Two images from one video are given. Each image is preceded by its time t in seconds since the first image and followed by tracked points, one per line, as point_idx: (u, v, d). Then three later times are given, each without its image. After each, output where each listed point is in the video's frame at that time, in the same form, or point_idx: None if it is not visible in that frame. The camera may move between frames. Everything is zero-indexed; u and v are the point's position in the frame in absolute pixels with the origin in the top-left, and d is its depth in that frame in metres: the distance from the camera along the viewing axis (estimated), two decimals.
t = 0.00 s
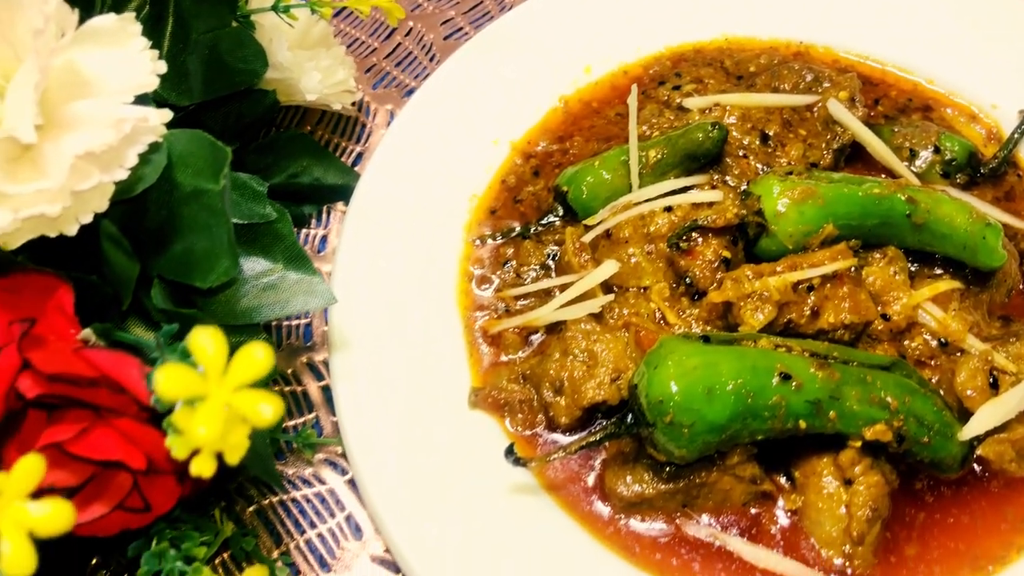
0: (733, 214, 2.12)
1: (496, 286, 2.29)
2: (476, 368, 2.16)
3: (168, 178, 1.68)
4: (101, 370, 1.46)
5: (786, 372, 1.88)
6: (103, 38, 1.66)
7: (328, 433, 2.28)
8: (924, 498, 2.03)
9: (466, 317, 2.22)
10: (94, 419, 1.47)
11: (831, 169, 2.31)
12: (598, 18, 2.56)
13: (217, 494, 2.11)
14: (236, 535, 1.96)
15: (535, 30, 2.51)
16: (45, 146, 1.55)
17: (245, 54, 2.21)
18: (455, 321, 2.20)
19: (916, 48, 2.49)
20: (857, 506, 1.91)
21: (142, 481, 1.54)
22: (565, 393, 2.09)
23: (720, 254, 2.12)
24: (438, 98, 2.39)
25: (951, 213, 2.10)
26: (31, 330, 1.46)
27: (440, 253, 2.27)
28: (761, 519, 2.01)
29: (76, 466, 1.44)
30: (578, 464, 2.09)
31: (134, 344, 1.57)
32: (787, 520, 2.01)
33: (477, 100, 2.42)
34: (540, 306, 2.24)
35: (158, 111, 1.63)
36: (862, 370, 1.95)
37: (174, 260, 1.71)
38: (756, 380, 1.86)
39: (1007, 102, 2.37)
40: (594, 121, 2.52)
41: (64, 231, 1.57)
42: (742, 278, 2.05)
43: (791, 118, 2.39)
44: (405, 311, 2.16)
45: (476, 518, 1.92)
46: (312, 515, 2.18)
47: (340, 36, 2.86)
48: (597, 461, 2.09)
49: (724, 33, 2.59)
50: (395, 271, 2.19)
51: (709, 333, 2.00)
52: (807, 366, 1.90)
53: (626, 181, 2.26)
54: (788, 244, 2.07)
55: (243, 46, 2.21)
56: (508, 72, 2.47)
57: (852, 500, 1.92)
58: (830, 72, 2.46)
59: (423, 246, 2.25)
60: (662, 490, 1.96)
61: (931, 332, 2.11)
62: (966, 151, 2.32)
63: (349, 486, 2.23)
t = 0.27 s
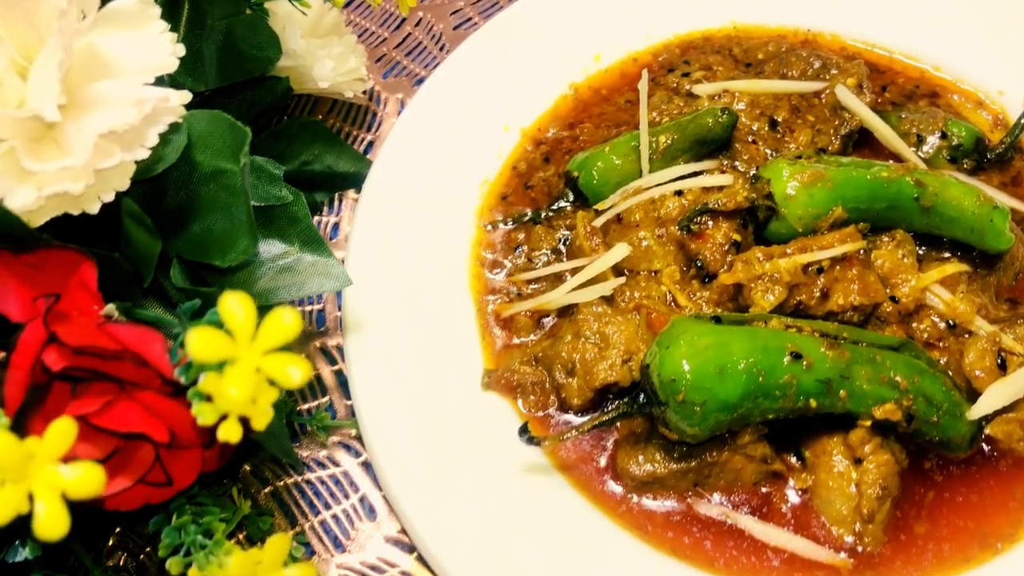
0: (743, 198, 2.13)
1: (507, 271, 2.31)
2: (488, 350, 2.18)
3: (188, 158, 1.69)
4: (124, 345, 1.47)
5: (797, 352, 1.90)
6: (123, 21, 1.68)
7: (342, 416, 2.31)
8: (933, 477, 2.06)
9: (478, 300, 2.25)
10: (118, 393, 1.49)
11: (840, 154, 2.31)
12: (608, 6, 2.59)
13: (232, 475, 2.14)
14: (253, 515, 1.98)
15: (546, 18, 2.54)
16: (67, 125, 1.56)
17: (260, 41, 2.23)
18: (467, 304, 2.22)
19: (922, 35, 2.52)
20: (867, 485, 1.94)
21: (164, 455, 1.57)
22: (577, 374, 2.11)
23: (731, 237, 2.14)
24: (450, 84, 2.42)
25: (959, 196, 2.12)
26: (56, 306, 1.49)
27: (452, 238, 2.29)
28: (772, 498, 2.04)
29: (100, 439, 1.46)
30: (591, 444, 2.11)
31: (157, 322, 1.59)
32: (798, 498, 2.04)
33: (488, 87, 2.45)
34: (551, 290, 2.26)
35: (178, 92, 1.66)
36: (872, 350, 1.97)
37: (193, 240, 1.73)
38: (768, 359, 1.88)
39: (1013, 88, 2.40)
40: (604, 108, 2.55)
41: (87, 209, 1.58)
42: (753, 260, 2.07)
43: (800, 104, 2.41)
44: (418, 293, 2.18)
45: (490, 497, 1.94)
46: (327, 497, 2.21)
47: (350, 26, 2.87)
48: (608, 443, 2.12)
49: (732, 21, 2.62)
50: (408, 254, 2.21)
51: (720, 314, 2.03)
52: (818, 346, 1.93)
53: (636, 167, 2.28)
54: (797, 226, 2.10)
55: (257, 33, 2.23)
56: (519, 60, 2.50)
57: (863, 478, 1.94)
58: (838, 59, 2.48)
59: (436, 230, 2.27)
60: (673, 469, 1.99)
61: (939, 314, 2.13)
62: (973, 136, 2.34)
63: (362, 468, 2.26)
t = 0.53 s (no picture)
0: (743, 183, 2.17)
1: (510, 258, 2.34)
2: (491, 335, 2.21)
3: (198, 143, 1.74)
4: (136, 323, 1.51)
5: (796, 334, 1.93)
6: (134, 10, 1.71)
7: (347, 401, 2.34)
8: (930, 458, 2.10)
9: (482, 286, 2.28)
10: (131, 370, 1.52)
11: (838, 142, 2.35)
12: None
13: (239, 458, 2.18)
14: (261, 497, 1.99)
15: (549, 9, 2.57)
16: (80, 111, 1.59)
17: (266, 32, 2.26)
18: (471, 290, 2.25)
19: (920, 26, 2.55)
20: (865, 465, 1.97)
21: (175, 432, 1.60)
22: (579, 357, 2.14)
23: (731, 223, 2.18)
24: (453, 75, 2.45)
25: (956, 182, 2.16)
26: (70, 285, 1.51)
27: (456, 225, 2.32)
28: (771, 479, 2.08)
29: (113, 415, 1.49)
30: (593, 427, 2.14)
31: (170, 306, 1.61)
32: (798, 479, 2.07)
33: (491, 77, 2.48)
34: (554, 276, 2.29)
35: (188, 79, 1.70)
36: (869, 332, 2.01)
37: (203, 223, 1.76)
38: (767, 341, 1.91)
39: (1009, 78, 2.43)
40: (606, 98, 2.58)
41: (99, 191, 1.61)
42: (753, 245, 2.11)
43: (799, 93, 2.44)
44: (423, 280, 2.21)
45: (494, 479, 1.98)
46: (333, 480, 2.24)
47: (355, 19, 2.90)
48: (611, 426, 2.14)
49: (732, 12, 2.66)
50: (413, 242, 2.24)
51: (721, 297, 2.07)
52: (816, 328, 1.96)
53: (638, 155, 2.31)
54: (796, 212, 2.13)
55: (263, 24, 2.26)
56: (522, 50, 2.53)
57: (861, 459, 1.98)
58: (837, 49, 2.52)
59: (440, 218, 2.31)
60: (674, 451, 2.02)
61: (936, 299, 2.17)
62: (970, 125, 2.36)
63: (368, 452, 2.29)
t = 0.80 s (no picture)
0: (748, 171, 2.20)
1: (517, 247, 2.38)
2: (499, 323, 2.24)
3: (213, 130, 1.78)
4: (154, 305, 1.54)
5: (800, 319, 1.96)
6: None
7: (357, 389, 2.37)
8: (932, 442, 2.13)
9: (489, 275, 2.31)
10: (148, 351, 1.55)
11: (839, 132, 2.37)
12: None
13: (250, 444, 2.19)
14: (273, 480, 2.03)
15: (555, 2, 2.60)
16: (97, 98, 1.62)
17: (275, 23, 2.29)
18: (478, 278, 2.28)
19: (921, 18, 2.58)
20: (868, 449, 2.01)
21: (192, 413, 1.62)
22: (586, 343, 2.17)
23: (735, 211, 2.22)
24: (461, 66, 2.47)
25: (957, 170, 2.18)
26: (89, 269, 1.54)
27: (464, 215, 2.35)
28: (776, 463, 2.11)
29: (132, 395, 1.52)
30: (600, 412, 2.17)
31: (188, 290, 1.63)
32: (802, 463, 2.11)
33: (497, 69, 2.51)
34: (560, 264, 2.32)
35: (203, 67, 1.72)
36: (872, 317, 2.04)
37: (217, 209, 1.79)
38: (772, 326, 1.94)
39: (1009, 69, 2.46)
40: (610, 90, 2.61)
41: (116, 177, 1.64)
42: (757, 233, 2.14)
43: (801, 84, 2.47)
44: (431, 268, 2.24)
45: (503, 463, 2.00)
46: (343, 466, 2.28)
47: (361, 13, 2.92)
48: (617, 411, 2.18)
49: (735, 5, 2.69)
50: (421, 231, 2.27)
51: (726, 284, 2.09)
52: (820, 313, 1.99)
53: (643, 145, 2.34)
54: (799, 200, 2.17)
55: (273, 16, 2.28)
56: (527, 43, 2.56)
57: (864, 443, 2.01)
58: (839, 41, 2.55)
59: (448, 207, 2.33)
60: (680, 435, 2.05)
61: (938, 286, 2.20)
62: (970, 115, 2.39)
63: (377, 439, 2.32)
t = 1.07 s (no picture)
0: (746, 160, 2.23)
1: (517, 236, 2.40)
2: (500, 310, 2.26)
3: (218, 116, 1.79)
4: (160, 286, 1.56)
5: (798, 303, 1.98)
6: None
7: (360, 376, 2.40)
8: (930, 426, 2.16)
9: (491, 263, 2.32)
10: (155, 332, 1.57)
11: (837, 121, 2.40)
12: None
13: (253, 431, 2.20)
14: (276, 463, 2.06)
15: None
16: (104, 83, 1.64)
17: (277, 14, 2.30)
18: (480, 266, 2.30)
19: (917, 9, 2.62)
20: (867, 432, 2.03)
21: (198, 395, 1.64)
22: (586, 329, 2.19)
23: (734, 199, 2.25)
24: (462, 57, 2.49)
25: (953, 157, 2.20)
26: (95, 251, 1.57)
27: (465, 203, 2.37)
28: (775, 447, 2.14)
29: (138, 374, 1.55)
30: (600, 397, 2.20)
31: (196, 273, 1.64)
32: (801, 446, 2.14)
33: (498, 60, 2.53)
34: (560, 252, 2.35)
35: (209, 53, 1.73)
36: (869, 302, 2.06)
37: (223, 195, 1.82)
38: (771, 310, 1.96)
39: (1005, 58, 2.49)
40: (610, 80, 2.64)
41: (123, 161, 1.66)
42: (756, 219, 2.17)
43: (799, 74, 2.50)
44: (433, 256, 2.26)
45: (505, 447, 2.02)
46: (346, 452, 2.30)
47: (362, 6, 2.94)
48: (617, 396, 2.20)
49: None
50: (423, 219, 2.29)
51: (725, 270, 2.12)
52: (818, 298, 2.01)
53: (642, 134, 2.37)
54: (797, 187, 2.19)
55: (275, 6, 2.30)
56: (528, 34, 2.59)
57: (862, 426, 2.03)
58: (836, 31, 2.58)
59: (449, 196, 2.35)
60: (679, 419, 2.08)
61: (935, 272, 2.22)
62: (967, 104, 2.41)
63: (380, 425, 2.35)
